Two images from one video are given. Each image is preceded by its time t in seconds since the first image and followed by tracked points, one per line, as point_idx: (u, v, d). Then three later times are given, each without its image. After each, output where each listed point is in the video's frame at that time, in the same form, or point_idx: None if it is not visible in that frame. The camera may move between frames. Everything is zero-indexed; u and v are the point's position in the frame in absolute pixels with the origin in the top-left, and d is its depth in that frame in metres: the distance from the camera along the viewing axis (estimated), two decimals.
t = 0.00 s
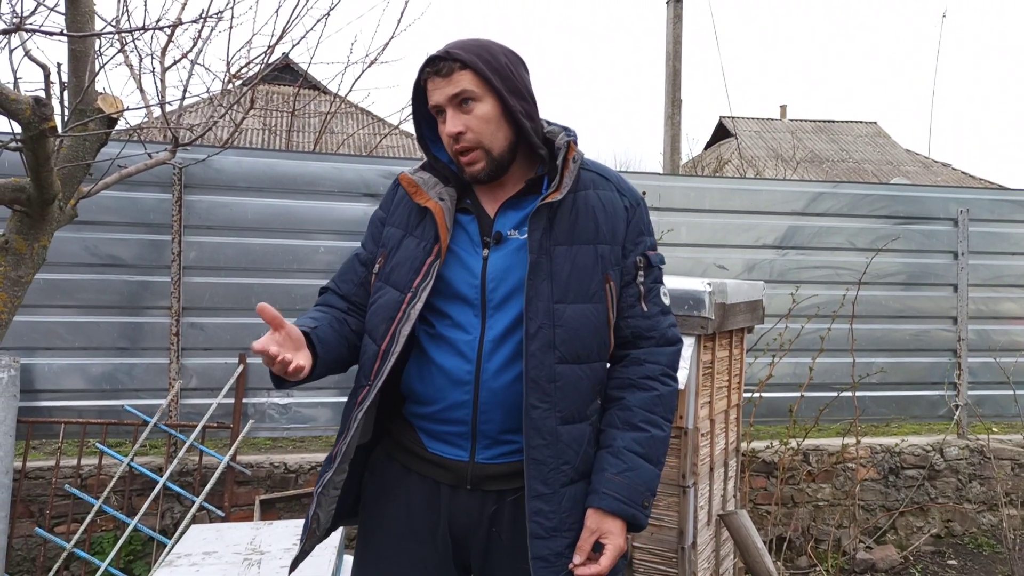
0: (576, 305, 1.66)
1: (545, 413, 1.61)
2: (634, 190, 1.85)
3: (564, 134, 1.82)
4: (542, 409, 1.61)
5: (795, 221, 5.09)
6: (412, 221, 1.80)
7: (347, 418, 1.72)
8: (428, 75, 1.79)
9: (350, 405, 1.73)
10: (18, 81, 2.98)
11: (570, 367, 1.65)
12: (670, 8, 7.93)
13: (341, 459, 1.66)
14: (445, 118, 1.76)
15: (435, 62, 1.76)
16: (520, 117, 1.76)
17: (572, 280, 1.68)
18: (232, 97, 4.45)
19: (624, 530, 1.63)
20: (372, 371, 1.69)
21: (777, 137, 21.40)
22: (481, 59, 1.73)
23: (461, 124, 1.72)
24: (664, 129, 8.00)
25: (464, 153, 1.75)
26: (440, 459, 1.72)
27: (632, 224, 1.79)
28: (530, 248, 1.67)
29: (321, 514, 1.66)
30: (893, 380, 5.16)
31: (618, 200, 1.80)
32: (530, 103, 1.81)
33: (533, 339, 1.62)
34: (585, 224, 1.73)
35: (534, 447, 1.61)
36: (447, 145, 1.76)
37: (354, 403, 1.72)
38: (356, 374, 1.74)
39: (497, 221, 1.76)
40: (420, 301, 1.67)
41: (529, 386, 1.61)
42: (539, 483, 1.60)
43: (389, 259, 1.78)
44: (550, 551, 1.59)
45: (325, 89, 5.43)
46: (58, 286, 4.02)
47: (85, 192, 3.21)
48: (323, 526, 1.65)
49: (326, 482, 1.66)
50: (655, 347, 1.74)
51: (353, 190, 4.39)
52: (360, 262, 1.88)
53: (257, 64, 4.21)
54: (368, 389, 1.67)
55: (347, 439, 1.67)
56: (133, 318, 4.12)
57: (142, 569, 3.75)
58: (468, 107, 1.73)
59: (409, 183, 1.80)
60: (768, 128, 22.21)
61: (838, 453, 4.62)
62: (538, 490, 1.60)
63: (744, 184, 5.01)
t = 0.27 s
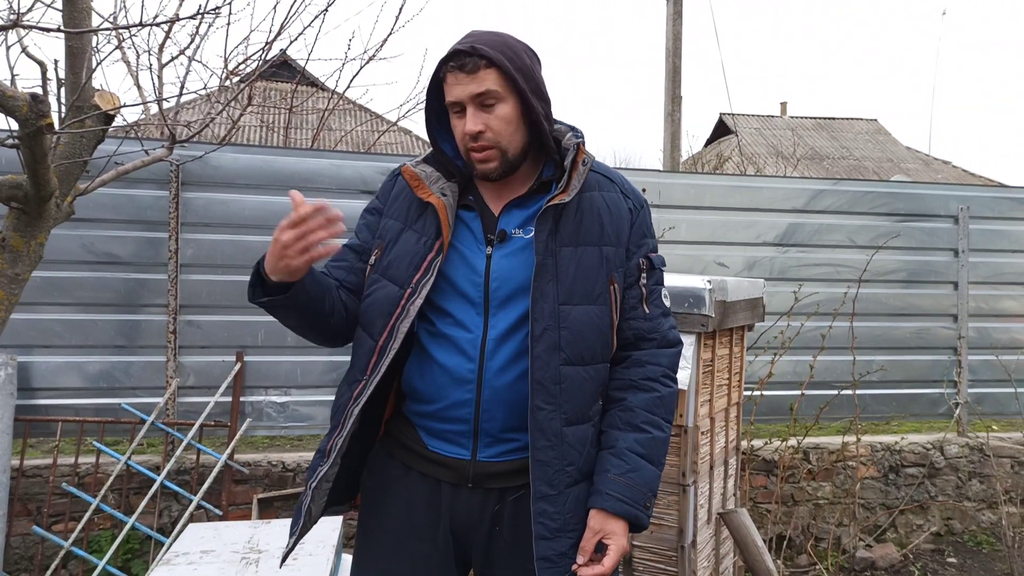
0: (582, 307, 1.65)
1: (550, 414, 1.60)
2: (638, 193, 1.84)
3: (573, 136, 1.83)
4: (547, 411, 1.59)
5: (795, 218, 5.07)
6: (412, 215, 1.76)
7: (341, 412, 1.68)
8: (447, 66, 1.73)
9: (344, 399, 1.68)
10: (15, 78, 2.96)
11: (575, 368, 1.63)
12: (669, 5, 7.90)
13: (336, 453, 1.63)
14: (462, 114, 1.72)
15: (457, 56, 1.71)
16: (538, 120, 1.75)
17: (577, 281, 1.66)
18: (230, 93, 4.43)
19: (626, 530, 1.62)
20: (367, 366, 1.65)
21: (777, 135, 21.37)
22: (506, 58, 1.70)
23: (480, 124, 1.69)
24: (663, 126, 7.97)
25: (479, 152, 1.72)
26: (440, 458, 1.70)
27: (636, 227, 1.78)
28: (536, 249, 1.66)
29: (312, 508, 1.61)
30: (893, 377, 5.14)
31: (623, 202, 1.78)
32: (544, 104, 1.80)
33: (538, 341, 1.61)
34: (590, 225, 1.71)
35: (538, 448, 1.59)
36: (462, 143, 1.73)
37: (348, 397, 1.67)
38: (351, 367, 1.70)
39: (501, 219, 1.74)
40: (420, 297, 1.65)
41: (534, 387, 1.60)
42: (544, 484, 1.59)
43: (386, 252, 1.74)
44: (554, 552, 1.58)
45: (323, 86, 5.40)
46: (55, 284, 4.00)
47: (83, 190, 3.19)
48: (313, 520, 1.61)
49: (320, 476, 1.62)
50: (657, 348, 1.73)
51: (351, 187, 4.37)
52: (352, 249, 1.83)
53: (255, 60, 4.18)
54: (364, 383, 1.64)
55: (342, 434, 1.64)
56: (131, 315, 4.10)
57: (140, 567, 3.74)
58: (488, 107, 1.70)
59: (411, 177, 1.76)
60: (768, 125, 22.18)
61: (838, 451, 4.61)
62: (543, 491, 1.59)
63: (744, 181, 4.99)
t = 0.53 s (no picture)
0: (593, 313, 1.65)
1: (565, 419, 1.60)
2: (641, 200, 1.86)
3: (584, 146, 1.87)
4: (563, 416, 1.59)
5: (797, 220, 5.07)
6: (419, 215, 1.75)
7: (351, 417, 1.65)
8: (482, 60, 1.73)
9: (354, 405, 1.66)
10: (16, 79, 2.96)
11: (587, 373, 1.64)
12: (670, 6, 7.91)
13: (350, 459, 1.61)
14: (491, 109, 1.73)
15: (496, 50, 1.72)
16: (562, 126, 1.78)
17: (588, 286, 1.67)
18: (232, 95, 4.43)
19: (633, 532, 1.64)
20: (380, 370, 1.64)
21: (778, 136, 21.37)
22: (543, 60, 1.73)
23: (510, 122, 1.71)
24: (664, 127, 7.97)
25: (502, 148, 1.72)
26: (443, 460, 1.69)
27: (641, 233, 1.80)
28: (550, 255, 1.65)
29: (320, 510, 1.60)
30: (894, 378, 5.14)
31: (628, 209, 1.80)
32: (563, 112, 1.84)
33: (553, 346, 1.61)
34: (600, 231, 1.72)
35: (554, 454, 1.59)
36: (487, 139, 1.73)
37: (359, 403, 1.65)
38: (360, 372, 1.67)
39: (510, 223, 1.74)
40: (434, 301, 1.64)
41: (550, 393, 1.59)
42: (559, 489, 1.59)
43: (394, 254, 1.72)
44: (567, 556, 1.59)
45: (324, 87, 5.41)
46: (57, 284, 4.00)
47: (84, 191, 3.19)
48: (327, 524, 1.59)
49: (332, 483, 1.60)
50: (659, 353, 1.75)
51: (353, 188, 4.37)
52: (356, 253, 1.79)
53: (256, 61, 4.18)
54: (378, 388, 1.62)
55: (355, 440, 1.62)
56: (132, 316, 4.10)
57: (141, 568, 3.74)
58: (519, 105, 1.72)
59: (420, 176, 1.74)
60: (769, 127, 22.17)
61: (840, 452, 4.61)
62: (557, 496, 1.59)
63: (745, 183, 5.00)
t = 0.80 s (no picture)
0: (603, 313, 1.66)
1: (580, 419, 1.60)
2: (642, 200, 1.87)
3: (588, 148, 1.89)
4: (578, 416, 1.59)
5: (803, 219, 5.05)
6: (427, 216, 1.73)
7: (388, 427, 1.64)
8: (493, 60, 1.74)
9: (389, 415, 1.64)
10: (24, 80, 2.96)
11: (599, 372, 1.64)
12: (675, 5, 7.90)
13: (399, 469, 1.61)
14: (501, 109, 1.73)
15: (508, 50, 1.72)
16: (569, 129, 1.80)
17: (598, 287, 1.67)
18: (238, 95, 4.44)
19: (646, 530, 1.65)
20: (411, 376, 1.63)
21: (784, 135, 21.31)
22: (554, 63, 1.75)
23: (521, 123, 1.71)
24: (670, 126, 7.96)
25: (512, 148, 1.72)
26: (455, 462, 1.68)
27: (645, 233, 1.81)
28: (561, 255, 1.65)
29: (377, 524, 1.60)
30: (901, 378, 5.12)
31: (633, 210, 1.81)
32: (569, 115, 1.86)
33: (567, 347, 1.61)
34: (607, 232, 1.72)
35: (570, 454, 1.59)
36: (498, 140, 1.73)
37: (394, 412, 1.64)
38: (390, 381, 1.66)
39: (517, 223, 1.74)
40: (454, 300, 1.63)
41: (565, 392, 1.59)
42: (575, 489, 1.59)
43: (406, 257, 1.70)
44: (584, 556, 1.60)
45: (330, 87, 5.41)
46: (64, 284, 4.01)
47: (91, 191, 3.19)
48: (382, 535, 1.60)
49: (387, 496, 1.60)
50: (664, 352, 1.76)
51: (359, 188, 4.38)
52: (362, 258, 1.77)
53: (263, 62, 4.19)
54: (412, 396, 1.61)
55: (401, 448, 1.61)
56: (139, 316, 4.12)
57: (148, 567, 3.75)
58: (530, 107, 1.73)
59: (427, 177, 1.74)
60: (776, 126, 22.10)
61: (847, 452, 4.59)
62: (574, 497, 1.59)
63: (750, 182, 4.99)
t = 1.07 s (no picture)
0: (603, 305, 1.64)
1: (585, 411, 1.59)
2: (633, 194, 1.87)
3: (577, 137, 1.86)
4: (582, 408, 1.58)
5: (807, 218, 5.03)
6: (424, 214, 1.70)
7: (391, 428, 1.61)
8: (461, 57, 1.75)
9: (392, 416, 1.61)
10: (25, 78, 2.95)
11: (601, 365, 1.63)
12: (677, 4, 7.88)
13: (408, 470, 1.58)
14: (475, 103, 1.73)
15: (475, 45, 1.73)
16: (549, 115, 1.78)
17: (597, 279, 1.66)
18: (240, 93, 4.43)
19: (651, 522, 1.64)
20: (415, 375, 1.61)
21: (787, 134, 21.26)
22: (523, 50, 1.74)
23: (496, 113, 1.70)
24: (672, 125, 7.93)
25: (491, 140, 1.71)
26: (453, 462, 1.66)
27: (638, 227, 1.80)
28: (559, 248, 1.63)
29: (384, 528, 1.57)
30: (905, 378, 5.10)
31: (626, 204, 1.80)
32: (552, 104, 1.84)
33: (570, 339, 1.59)
34: (602, 226, 1.71)
35: (577, 447, 1.58)
36: (476, 133, 1.72)
37: (398, 413, 1.61)
38: (392, 382, 1.63)
39: (513, 218, 1.72)
40: (458, 296, 1.61)
41: (569, 385, 1.58)
42: (582, 483, 1.58)
43: (405, 254, 1.66)
44: (594, 552, 1.58)
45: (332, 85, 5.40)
46: (66, 283, 4.01)
47: (93, 189, 3.18)
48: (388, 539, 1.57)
49: (395, 498, 1.57)
50: (662, 345, 1.76)
51: (361, 186, 4.37)
52: (354, 250, 1.70)
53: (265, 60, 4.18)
54: (418, 395, 1.59)
55: (409, 449, 1.59)
56: (141, 315, 4.11)
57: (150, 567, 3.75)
58: (503, 96, 1.72)
59: (424, 173, 1.71)
60: (779, 125, 22.05)
61: (851, 452, 4.57)
62: (583, 490, 1.57)
63: (754, 181, 4.97)
